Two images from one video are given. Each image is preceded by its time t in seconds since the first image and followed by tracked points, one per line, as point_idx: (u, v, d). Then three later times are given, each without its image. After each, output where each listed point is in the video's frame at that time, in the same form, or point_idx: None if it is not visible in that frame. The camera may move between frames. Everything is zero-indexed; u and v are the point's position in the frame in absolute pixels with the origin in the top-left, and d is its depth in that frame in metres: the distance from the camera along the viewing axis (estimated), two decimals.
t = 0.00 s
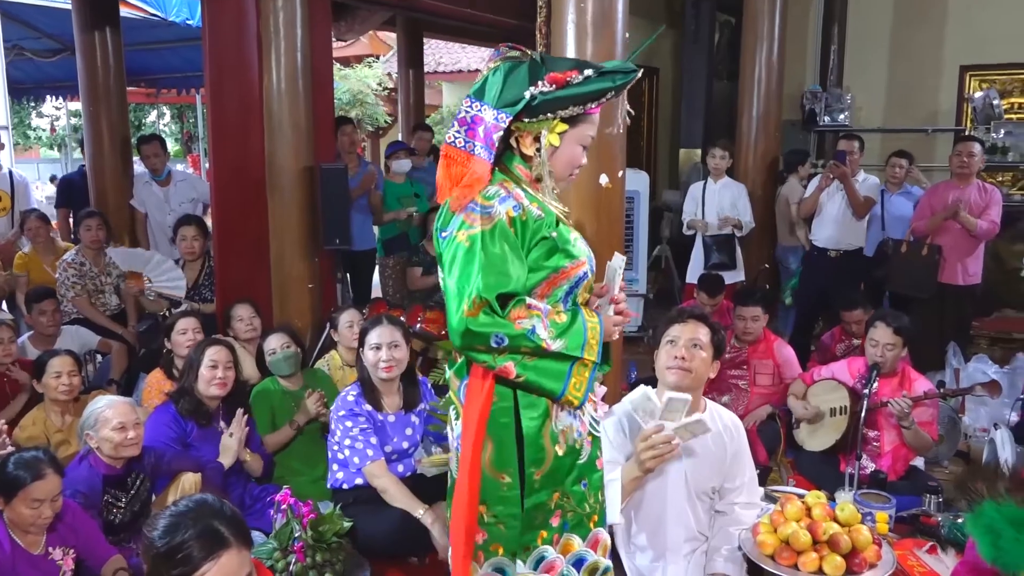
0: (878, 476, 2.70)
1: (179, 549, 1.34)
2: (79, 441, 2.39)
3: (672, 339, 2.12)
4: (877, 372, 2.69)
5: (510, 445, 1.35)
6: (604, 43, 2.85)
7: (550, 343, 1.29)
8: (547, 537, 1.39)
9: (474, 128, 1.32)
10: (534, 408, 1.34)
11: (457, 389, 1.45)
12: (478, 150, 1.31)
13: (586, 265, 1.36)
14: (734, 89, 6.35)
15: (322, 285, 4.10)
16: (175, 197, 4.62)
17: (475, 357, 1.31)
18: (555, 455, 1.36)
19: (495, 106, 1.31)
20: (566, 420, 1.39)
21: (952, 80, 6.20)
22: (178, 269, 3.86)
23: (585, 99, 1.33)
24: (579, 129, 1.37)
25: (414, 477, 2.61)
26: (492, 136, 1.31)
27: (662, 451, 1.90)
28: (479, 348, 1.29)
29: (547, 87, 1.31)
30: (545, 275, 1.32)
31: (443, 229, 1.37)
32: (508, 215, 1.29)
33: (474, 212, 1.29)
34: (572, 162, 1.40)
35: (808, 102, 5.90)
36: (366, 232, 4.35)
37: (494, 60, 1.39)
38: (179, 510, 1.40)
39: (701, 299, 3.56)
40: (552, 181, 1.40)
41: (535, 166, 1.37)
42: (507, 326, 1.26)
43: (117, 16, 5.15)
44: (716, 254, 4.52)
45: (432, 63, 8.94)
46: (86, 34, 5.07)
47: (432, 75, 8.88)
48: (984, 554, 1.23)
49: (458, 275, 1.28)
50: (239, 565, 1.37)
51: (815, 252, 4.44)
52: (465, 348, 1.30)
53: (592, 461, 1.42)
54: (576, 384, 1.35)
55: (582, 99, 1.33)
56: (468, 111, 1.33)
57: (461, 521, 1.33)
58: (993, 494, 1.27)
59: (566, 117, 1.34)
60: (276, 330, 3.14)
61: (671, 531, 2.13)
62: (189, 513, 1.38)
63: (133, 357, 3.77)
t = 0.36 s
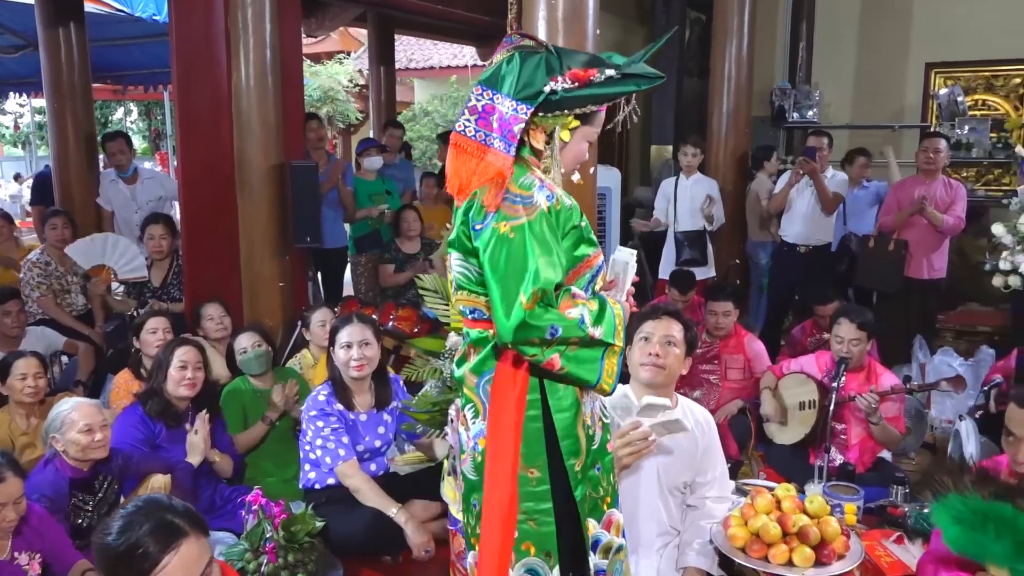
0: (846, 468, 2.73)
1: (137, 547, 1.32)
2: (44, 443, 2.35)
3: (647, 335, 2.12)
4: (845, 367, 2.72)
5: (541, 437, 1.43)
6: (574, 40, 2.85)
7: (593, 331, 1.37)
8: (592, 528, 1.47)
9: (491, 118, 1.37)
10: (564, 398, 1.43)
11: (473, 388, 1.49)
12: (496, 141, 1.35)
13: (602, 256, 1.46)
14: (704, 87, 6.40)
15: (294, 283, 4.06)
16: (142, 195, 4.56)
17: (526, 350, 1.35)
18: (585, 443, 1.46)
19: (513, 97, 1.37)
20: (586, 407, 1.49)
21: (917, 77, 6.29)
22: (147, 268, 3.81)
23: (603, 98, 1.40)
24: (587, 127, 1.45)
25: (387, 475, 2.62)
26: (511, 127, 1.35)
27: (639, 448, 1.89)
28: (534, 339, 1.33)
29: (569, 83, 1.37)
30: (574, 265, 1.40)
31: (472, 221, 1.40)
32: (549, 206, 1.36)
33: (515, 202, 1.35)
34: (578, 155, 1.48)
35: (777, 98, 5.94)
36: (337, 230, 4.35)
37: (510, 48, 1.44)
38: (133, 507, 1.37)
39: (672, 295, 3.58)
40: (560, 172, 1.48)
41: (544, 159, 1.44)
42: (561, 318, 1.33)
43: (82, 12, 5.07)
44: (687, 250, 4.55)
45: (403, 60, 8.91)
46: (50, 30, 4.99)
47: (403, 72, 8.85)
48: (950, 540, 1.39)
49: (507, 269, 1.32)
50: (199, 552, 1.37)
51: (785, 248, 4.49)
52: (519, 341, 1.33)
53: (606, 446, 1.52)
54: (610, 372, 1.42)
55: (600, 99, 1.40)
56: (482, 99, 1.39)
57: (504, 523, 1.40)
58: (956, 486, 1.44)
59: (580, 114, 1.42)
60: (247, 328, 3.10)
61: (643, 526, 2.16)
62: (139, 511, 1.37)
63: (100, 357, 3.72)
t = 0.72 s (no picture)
0: (805, 468, 2.77)
1: (82, 549, 1.42)
2: None
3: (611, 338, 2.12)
4: (803, 369, 2.76)
5: (538, 463, 1.46)
6: (534, 46, 2.86)
7: (571, 371, 1.37)
8: (599, 549, 1.52)
9: (497, 143, 1.44)
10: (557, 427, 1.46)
11: (471, 413, 1.53)
12: (499, 165, 1.43)
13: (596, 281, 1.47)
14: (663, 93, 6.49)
15: (254, 291, 4.01)
16: (95, 202, 4.47)
17: (498, 378, 1.39)
18: (582, 467, 1.49)
19: (520, 121, 1.43)
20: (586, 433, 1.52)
21: (870, 84, 6.43)
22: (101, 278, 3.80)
23: (609, 122, 1.44)
24: (587, 149, 1.51)
25: (348, 484, 2.59)
26: (516, 152, 1.43)
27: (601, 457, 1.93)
28: (504, 369, 1.36)
29: (576, 107, 1.42)
30: (566, 291, 1.42)
31: (464, 244, 1.45)
32: (534, 235, 1.38)
33: (505, 228, 1.39)
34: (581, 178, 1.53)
35: (736, 105, 6.01)
36: (297, 236, 4.32)
37: (517, 70, 1.50)
38: (70, 513, 1.48)
39: (634, 300, 3.61)
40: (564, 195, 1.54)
41: (546, 181, 1.50)
42: (533, 350, 1.33)
43: (33, 15, 4.97)
44: (648, 255, 4.59)
45: (363, 66, 8.89)
46: None
47: (364, 78, 8.84)
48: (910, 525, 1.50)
49: (489, 297, 1.35)
50: (143, 538, 1.50)
51: (744, 252, 4.55)
52: (492, 367, 1.36)
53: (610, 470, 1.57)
54: (585, 419, 1.43)
55: (606, 123, 1.44)
56: (489, 124, 1.46)
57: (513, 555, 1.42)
58: (919, 477, 1.51)
59: (583, 136, 1.47)
60: (206, 337, 3.05)
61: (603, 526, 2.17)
62: (76, 513, 1.47)
63: (53, 368, 3.63)
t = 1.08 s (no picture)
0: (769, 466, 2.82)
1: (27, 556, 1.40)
2: None
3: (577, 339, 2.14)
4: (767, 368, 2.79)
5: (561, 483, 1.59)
6: (497, 48, 2.86)
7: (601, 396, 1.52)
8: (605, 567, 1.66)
9: (521, 160, 1.54)
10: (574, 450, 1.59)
11: (492, 433, 1.60)
12: (524, 182, 1.53)
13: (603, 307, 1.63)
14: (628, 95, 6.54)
15: (217, 294, 3.98)
16: (52, 205, 4.40)
17: (529, 402, 1.47)
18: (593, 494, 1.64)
19: (544, 138, 1.53)
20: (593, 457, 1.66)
21: (830, 87, 6.55)
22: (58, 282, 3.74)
23: (624, 142, 1.59)
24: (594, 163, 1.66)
25: (314, 488, 2.55)
26: (546, 170, 1.52)
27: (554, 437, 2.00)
28: (536, 391, 1.45)
29: (598, 128, 1.55)
30: (586, 316, 1.55)
31: (495, 262, 1.53)
32: (563, 256, 1.49)
33: (539, 246, 1.48)
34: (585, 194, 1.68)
35: (699, 108, 6.07)
36: (262, 239, 4.24)
37: (532, 89, 1.60)
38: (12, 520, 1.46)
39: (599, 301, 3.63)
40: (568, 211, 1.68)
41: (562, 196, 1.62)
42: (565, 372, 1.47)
43: None
44: (615, 256, 4.63)
45: (327, 67, 8.83)
46: None
47: (329, 79, 8.78)
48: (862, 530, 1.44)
49: (530, 318, 1.44)
50: (92, 536, 1.51)
51: (709, 253, 4.61)
52: (524, 388, 1.45)
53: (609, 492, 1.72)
54: (607, 462, 1.56)
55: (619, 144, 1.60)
56: (509, 142, 1.56)
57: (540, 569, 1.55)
58: (868, 479, 1.45)
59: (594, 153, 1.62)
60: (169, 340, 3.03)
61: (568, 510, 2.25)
62: (20, 519, 1.46)
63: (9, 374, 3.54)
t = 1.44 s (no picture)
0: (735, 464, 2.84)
1: None
2: None
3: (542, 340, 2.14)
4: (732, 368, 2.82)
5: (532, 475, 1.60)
6: (464, 50, 2.86)
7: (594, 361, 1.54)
8: (585, 555, 1.67)
9: (479, 160, 1.55)
10: (540, 441, 1.61)
11: (448, 435, 1.63)
12: (481, 183, 1.55)
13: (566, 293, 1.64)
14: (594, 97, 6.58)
15: (181, 298, 3.93)
16: (11, 207, 4.31)
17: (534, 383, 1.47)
18: (565, 480, 1.64)
19: (499, 139, 1.55)
20: (564, 443, 1.66)
21: (794, 90, 6.64)
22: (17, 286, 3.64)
23: (579, 135, 1.57)
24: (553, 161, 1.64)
25: (280, 493, 2.54)
26: (500, 167, 1.55)
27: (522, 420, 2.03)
28: (543, 369, 1.47)
29: (550, 122, 1.55)
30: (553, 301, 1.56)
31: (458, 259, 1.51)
32: (525, 243, 1.50)
33: (502, 238, 1.49)
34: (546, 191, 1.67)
35: (665, 110, 6.13)
36: (226, 243, 4.21)
37: (484, 92, 1.62)
38: None
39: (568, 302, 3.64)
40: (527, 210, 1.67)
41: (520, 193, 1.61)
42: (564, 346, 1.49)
43: None
44: (583, 257, 4.65)
45: (293, 68, 8.76)
46: None
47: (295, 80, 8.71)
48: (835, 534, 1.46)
49: (505, 305, 1.45)
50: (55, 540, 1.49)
51: (675, 254, 4.64)
52: (531, 369, 1.45)
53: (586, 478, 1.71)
54: (605, 415, 1.58)
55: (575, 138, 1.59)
56: (462, 145, 1.57)
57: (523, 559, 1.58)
58: (851, 485, 1.48)
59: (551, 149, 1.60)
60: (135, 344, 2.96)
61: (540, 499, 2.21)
62: None
63: None
